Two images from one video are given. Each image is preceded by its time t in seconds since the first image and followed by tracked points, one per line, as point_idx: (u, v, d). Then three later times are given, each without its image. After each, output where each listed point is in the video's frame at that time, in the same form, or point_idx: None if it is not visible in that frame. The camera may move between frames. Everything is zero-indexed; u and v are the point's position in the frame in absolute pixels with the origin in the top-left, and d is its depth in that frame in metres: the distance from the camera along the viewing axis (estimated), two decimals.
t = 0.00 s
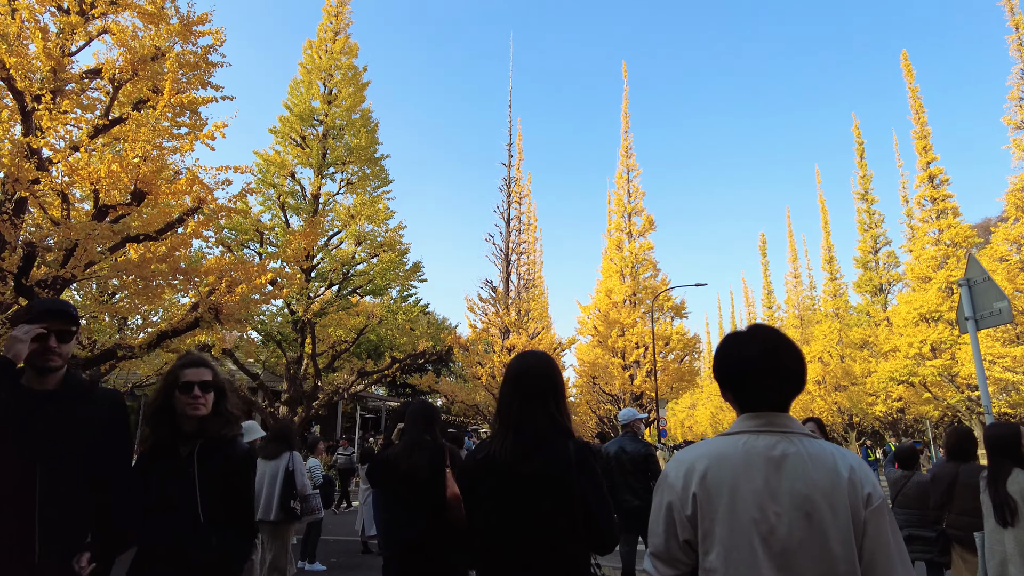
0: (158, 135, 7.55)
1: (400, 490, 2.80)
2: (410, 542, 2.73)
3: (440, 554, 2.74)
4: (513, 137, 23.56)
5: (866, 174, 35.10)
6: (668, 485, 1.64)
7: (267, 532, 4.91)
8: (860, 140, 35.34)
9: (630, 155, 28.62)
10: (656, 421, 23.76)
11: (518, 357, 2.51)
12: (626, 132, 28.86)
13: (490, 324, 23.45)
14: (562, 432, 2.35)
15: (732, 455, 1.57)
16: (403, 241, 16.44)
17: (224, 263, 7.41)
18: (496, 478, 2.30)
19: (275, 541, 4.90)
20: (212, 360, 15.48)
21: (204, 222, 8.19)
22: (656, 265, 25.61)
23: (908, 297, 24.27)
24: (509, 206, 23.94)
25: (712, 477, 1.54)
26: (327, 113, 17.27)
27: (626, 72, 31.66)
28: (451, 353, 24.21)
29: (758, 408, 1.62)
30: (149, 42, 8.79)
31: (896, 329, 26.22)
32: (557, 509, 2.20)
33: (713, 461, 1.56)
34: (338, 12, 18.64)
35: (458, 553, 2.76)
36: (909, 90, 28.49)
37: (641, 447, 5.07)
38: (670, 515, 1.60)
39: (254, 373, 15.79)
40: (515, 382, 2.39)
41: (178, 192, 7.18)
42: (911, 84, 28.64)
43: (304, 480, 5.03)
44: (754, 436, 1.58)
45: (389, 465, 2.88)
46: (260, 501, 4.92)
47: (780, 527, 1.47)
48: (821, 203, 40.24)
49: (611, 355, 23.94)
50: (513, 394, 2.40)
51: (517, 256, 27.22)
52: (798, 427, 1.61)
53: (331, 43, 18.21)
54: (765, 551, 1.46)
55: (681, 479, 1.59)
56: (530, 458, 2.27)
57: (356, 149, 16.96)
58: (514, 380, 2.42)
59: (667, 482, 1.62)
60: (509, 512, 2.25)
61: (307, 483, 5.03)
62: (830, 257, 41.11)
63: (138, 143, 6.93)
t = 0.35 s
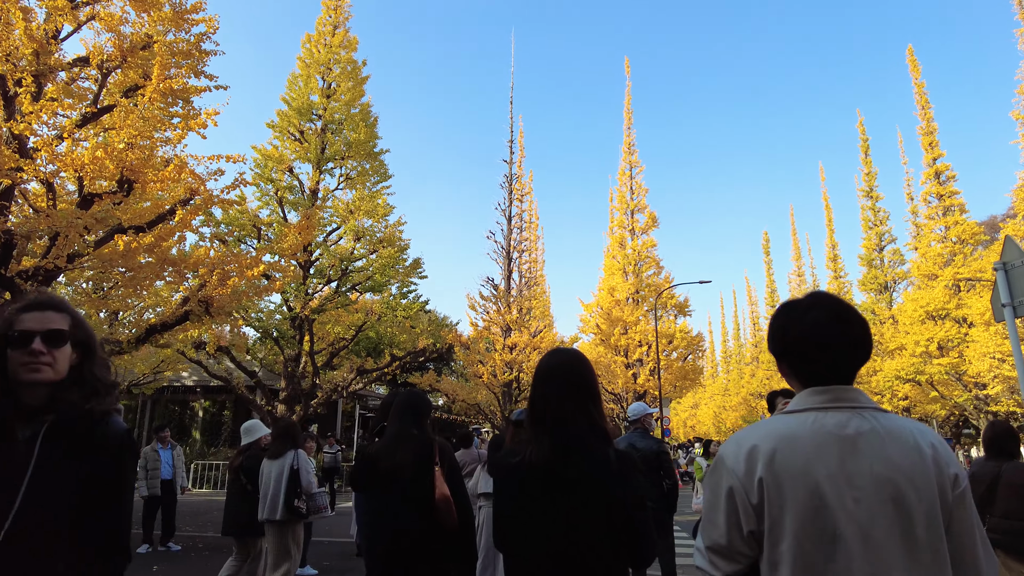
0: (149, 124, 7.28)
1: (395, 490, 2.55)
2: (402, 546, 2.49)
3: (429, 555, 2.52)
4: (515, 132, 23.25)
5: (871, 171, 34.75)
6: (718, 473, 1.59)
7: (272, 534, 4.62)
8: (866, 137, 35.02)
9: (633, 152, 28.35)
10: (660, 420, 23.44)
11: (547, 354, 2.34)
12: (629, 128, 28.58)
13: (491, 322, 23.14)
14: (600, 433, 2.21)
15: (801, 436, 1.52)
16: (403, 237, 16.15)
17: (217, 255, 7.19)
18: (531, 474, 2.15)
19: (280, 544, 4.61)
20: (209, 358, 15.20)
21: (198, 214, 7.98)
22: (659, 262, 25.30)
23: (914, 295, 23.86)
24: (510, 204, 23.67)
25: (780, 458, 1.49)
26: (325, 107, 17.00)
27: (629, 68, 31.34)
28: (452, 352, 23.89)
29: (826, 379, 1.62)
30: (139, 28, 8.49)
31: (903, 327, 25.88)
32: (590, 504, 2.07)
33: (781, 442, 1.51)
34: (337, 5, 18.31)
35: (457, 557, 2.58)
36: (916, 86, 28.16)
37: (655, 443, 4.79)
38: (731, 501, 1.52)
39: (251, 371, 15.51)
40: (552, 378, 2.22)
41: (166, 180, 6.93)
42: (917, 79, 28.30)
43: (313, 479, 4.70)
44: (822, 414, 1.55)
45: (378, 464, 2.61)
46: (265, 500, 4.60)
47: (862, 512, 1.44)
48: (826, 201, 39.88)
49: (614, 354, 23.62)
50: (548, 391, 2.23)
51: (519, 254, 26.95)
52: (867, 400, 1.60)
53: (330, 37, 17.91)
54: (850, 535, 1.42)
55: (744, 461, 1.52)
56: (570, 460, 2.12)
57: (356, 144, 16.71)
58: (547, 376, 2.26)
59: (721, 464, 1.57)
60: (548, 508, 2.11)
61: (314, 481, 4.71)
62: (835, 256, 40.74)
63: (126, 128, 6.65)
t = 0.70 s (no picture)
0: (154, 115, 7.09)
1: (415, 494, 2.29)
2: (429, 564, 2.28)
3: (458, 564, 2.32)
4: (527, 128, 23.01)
5: (889, 166, 34.15)
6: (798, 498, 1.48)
7: (298, 538, 4.33)
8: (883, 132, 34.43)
9: (647, 148, 28.03)
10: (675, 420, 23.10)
11: (624, 344, 2.06)
12: (642, 124, 28.24)
13: (503, 321, 22.91)
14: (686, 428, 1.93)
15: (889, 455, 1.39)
16: (414, 234, 15.92)
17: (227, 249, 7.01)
18: (598, 478, 1.86)
19: (307, 549, 4.31)
20: (220, 357, 15.07)
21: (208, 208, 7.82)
22: (674, 259, 24.96)
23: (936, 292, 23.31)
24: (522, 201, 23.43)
25: (866, 482, 1.36)
26: (336, 104, 16.83)
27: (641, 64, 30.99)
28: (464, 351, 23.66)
29: (909, 391, 1.50)
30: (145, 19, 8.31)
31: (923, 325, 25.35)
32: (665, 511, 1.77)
33: (866, 460, 1.39)
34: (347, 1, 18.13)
35: (484, 569, 2.41)
36: (934, 79, 27.63)
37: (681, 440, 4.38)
38: (816, 528, 1.41)
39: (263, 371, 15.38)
40: (625, 373, 1.93)
41: (172, 172, 6.74)
42: (937, 71, 27.74)
43: (342, 480, 4.45)
44: (910, 429, 1.42)
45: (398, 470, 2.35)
46: (291, 500, 4.37)
47: (967, 539, 1.31)
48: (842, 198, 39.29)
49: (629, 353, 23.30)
50: (621, 386, 1.96)
51: (531, 253, 26.72)
52: (964, 410, 1.47)
53: (340, 33, 17.72)
54: (956, 561, 1.30)
55: (828, 486, 1.40)
56: (661, 454, 1.82)
57: (366, 141, 16.52)
58: (621, 372, 1.98)
59: (801, 486, 1.46)
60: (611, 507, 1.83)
61: (346, 482, 4.46)
62: (852, 253, 40.13)
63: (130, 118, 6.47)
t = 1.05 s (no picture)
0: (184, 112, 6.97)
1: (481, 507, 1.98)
2: None
3: None
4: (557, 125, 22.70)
5: (931, 159, 33.04)
6: (964, 502, 1.12)
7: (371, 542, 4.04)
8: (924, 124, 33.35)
9: (679, 144, 27.52)
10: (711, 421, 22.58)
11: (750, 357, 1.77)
12: (673, 120, 27.72)
13: (534, 320, 22.65)
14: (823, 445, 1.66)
15: None
16: (445, 233, 15.73)
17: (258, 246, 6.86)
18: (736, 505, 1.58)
19: (383, 554, 4.01)
20: (253, 357, 15.07)
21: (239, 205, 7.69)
22: (708, 257, 24.44)
23: (984, 288, 22.39)
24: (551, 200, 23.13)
25: None
26: (365, 103, 16.76)
27: (672, 58, 30.44)
28: (494, 351, 23.45)
29: None
30: (176, 16, 8.25)
31: (970, 322, 24.40)
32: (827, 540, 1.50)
33: None
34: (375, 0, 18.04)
35: None
36: (979, 67, 26.59)
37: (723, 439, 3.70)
38: (989, 540, 1.04)
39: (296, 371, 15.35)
40: (758, 384, 1.67)
41: (203, 169, 6.60)
42: (983, 59, 26.70)
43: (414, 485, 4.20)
44: None
45: (463, 475, 2.05)
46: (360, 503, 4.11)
47: None
48: (880, 192, 38.18)
49: (662, 353, 22.84)
50: (750, 399, 1.69)
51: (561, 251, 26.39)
52: None
53: (368, 32, 17.63)
54: None
55: (1001, 492, 1.03)
56: (810, 478, 1.56)
57: (396, 140, 16.39)
58: (749, 385, 1.71)
59: (967, 490, 1.10)
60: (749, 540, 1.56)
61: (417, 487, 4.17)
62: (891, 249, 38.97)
63: (159, 114, 6.37)
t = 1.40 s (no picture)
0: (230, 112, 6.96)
1: (574, 514, 1.59)
2: None
3: None
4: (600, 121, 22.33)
5: (996, 145, 31.35)
6: None
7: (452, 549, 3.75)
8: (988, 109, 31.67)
9: (726, 137, 26.80)
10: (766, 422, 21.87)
11: (919, 339, 1.77)
12: (719, 112, 27.00)
13: (579, 320, 22.31)
14: (1011, 426, 1.62)
15: None
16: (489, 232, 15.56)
17: (305, 245, 6.79)
18: (913, 486, 1.60)
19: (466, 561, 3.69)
20: (301, 359, 15.17)
21: (286, 205, 7.65)
22: (759, 252, 23.68)
23: None
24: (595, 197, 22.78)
25: None
26: (408, 104, 16.74)
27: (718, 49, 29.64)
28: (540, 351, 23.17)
29: None
30: (221, 17, 8.27)
31: None
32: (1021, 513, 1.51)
33: None
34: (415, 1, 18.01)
35: None
36: None
37: (815, 433, 3.03)
38: None
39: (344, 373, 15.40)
40: (927, 366, 1.69)
41: (249, 167, 6.56)
42: None
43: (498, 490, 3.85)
44: None
45: (548, 472, 1.66)
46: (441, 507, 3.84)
47: None
48: (940, 182, 36.47)
49: (713, 352, 22.20)
50: (919, 379, 1.72)
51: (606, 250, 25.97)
52: None
53: (409, 34, 17.61)
54: None
55: None
56: (994, 459, 1.55)
57: (439, 140, 16.32)
58: (917, 366, 1.73)
59: None
60: (933, 521, 1.57)
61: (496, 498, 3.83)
62: (952, 242, 37.20)
63: (206, 111, 6.34)
